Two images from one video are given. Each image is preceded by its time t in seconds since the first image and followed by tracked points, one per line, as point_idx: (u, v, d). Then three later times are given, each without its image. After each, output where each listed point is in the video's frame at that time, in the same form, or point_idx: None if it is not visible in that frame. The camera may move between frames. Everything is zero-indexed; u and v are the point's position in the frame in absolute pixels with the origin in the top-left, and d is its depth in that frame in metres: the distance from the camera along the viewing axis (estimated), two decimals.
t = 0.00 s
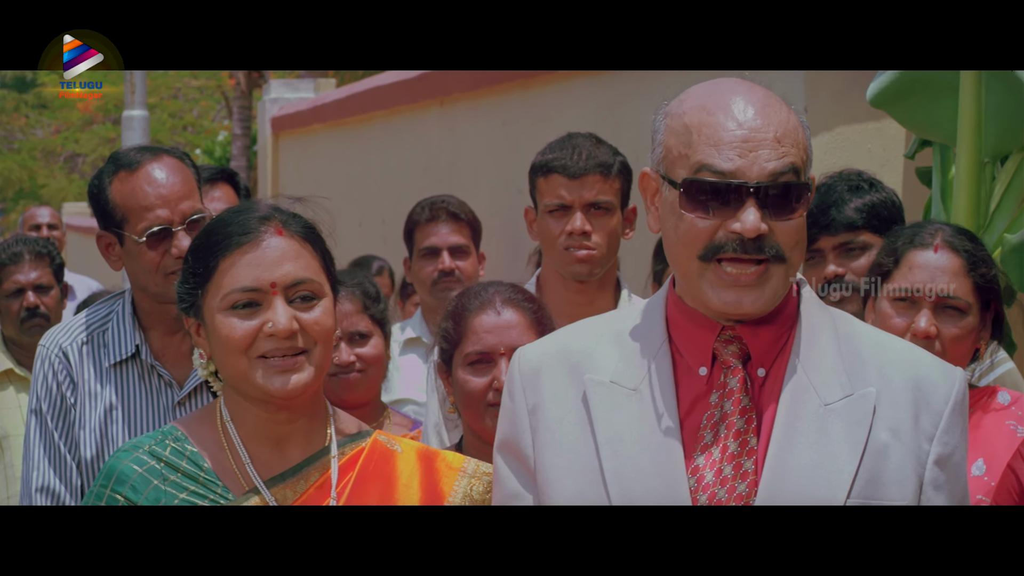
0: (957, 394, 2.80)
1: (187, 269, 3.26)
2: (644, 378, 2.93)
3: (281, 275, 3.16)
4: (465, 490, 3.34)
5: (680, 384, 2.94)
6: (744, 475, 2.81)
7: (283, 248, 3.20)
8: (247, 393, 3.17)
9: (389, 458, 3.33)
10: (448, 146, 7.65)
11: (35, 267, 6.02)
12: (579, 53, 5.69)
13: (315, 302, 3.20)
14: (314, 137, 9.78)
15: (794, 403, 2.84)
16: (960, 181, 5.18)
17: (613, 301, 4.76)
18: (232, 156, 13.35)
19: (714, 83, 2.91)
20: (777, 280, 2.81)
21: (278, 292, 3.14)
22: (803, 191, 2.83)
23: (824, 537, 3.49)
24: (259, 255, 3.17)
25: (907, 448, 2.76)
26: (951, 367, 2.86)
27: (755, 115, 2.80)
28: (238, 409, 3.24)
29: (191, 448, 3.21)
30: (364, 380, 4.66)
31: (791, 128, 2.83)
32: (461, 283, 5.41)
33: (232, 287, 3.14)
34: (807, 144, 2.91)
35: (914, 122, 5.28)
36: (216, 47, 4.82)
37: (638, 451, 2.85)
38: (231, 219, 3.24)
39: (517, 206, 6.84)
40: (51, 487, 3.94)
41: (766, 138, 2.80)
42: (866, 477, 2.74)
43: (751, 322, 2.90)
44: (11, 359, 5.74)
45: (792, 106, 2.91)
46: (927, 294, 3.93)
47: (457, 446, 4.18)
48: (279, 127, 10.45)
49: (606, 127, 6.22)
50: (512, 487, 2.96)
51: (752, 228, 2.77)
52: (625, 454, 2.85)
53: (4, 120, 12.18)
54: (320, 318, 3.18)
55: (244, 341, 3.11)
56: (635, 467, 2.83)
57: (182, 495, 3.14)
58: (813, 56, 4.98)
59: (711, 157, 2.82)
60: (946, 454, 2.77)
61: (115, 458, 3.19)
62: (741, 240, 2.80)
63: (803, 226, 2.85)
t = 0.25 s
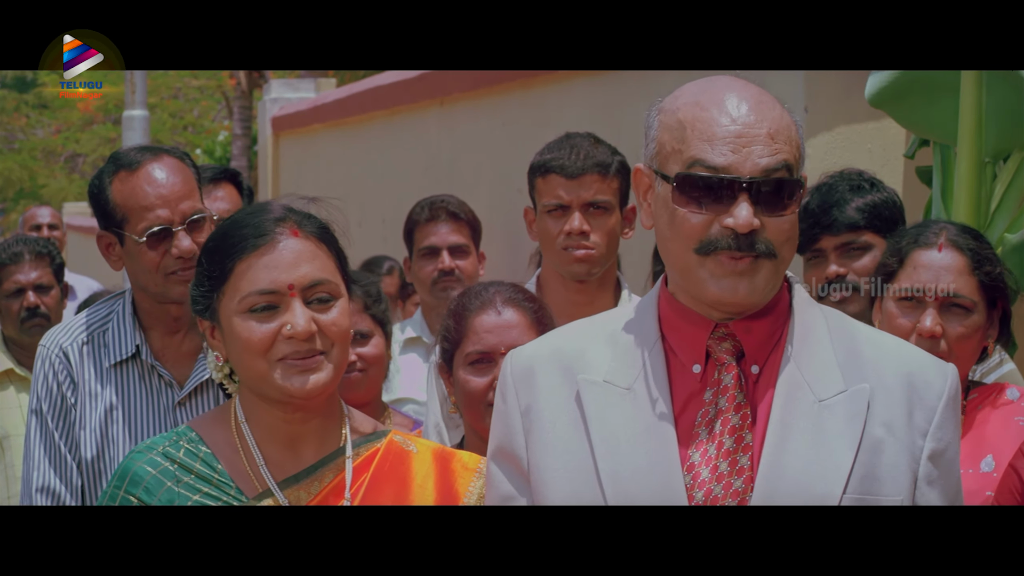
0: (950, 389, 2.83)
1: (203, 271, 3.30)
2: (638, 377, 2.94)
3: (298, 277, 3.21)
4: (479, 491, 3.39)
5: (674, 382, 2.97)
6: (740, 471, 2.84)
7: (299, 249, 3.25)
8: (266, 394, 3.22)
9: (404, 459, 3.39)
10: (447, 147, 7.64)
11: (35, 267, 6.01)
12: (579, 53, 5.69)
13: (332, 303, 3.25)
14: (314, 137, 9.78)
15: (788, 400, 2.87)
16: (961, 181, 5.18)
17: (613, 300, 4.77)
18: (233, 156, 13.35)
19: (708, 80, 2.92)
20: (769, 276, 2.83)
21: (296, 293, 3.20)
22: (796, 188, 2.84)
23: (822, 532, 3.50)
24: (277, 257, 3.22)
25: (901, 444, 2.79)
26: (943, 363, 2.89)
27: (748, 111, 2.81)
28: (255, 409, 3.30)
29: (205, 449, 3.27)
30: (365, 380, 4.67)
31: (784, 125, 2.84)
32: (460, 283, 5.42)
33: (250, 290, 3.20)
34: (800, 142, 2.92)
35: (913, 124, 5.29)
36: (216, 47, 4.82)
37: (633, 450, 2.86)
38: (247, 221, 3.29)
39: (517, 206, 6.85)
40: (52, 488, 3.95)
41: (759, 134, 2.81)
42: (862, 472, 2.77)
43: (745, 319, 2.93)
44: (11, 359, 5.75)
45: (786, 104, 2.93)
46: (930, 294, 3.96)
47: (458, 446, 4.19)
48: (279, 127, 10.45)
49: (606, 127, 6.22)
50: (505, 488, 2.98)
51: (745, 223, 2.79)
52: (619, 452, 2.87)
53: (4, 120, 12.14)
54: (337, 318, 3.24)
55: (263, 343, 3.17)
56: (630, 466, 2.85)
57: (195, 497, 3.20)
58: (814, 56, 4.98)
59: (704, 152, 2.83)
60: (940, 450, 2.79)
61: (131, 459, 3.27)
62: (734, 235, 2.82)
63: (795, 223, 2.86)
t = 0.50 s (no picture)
0: (944, 390, 2.82)
1: (216, 277, 3.32)
2: (632, 374, 2.95)
3: (315, 288, 3.25)
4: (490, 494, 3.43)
5: (667, 379, 2.97)
6: (732, 468, 2.86)
7: (315, 259, 3.27)
8: (280, 403, 3.27)
9: (418, 460, 3.42)
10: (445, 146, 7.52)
11: (34, 266, 6.00)
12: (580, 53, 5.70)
13: (348, 312, 3.30)
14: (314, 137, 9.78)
15: (782, 398, 2.87)
16: (962, 180, 5.20)
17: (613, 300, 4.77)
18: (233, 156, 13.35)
19: (709, 77, 2.95)
20: (772, 268, 2.83)
21: (312, 304, 3.24)
22: (795, 184, 2.89)
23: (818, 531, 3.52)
24: (293, 267, 3.25)
25: (893, 443, 2.79)
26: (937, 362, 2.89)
27: (753, 104, 2.84)
28: (267, 412, 3.33)
29: (217, 451, 3.29)
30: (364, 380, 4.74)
31: (785, 121, 2.89)
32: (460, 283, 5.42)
33: (266, 300, 3.23)
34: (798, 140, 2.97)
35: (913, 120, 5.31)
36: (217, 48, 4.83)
37: (626, 447, 2.87)
38: (261, 229, 3.30)
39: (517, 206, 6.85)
40: (51, 487, 3.99)
41: (763, 127, 2.84)
42: (854, 471, 2.78)
43: (740, 317, 2.94)
44: (11, 359, 5.74)
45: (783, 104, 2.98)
46: (936, 291, 4.02)
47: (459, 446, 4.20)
48: (279, 127, 10.45)
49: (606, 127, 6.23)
50: (500, 487, 2.97)
51: (750, 213, 2.81)
52: (612, 449, 2.88)
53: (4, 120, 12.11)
54: (352, 328, 3.29)
55: (279, 353, 3.22)
56: (624, 463, 2.86)
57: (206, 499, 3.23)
58: (814, 56, 4.98)
59: (709, 143, 2.86)
60: (933, 450, 2.80)
61: (143, 460, 3.29)
62: (738, 226, 2.84)
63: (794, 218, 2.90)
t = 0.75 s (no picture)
0: (939, 389, 2.82)
1: (229, 271, 3.32)
2: (629, 372, 2.95)
3: (327, 286, 3.25)
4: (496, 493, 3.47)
5: (663, 377, 2.98)
6: (727, 465, 2.85)
7: (329, 257, 3.28)
8: (286, 400, 3.26)
9: (424, 462, 3.44)
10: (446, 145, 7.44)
11: (34, 266, 6.00)
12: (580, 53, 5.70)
13: (358, 312, 3.29)
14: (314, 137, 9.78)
15: (777, 396, 2.87)
16: (962, 180, 5.17)
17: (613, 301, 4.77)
18: (232, 156, 13.35)
19: (714, 78, 2.94)
20: (764, 269, 2.83)
21: (323, 302, 3.24)
22: (793, 188, 2.87)
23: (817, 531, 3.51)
24: (306, 264, 3.26)
25: (888, 442, 2.79)
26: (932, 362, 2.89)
27: (754, 106, 2.84)
28: (273, 411, 3.32)
29: (223, 452, 3.29)
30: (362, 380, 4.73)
31: (786, 126, 2.88)
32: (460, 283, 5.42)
33: (277, 295, 3.23)
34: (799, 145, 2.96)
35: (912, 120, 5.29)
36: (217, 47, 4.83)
37: (622, 445, 2.87)
38: (277, 225, 3.31)
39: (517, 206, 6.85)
40: (50, 488, 3.97)
41: (762, 131, 2.84)
42: (849, 469, 2.77)
43: (734, 315, 2.93)
44: (10, 359, 5.74)
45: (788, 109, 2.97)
46: (945, 292, 4.03)
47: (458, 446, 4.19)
48: (279, 127, 10.45)
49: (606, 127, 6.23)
50: (498, 486, 2.98)
51: (743, 215, 2.81)
52: (608, 447, 2.87)
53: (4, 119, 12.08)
54: (362, 329, 3.28)
55: (287, 350, 3.21)
56: (619, 460, 2.85)
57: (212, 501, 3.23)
58: (814, 56, 4.98)
59: (707, 143, 2.86)
60: (929, 449, 2.79)
61: (148, 462, 3.30)
62: (730, 226, 2.84)
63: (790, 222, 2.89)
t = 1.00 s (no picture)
0: (938, 390, 2.82)
1: (232, 266, 3.32)
2: (628, 372, 2.95)
3: (330, 284, 3.25)
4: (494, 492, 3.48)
5: (661, 378, 2.98)
6: (725, 465, 2.84)
7: (333, 256, 3.28)
8: (284, 396, 3.24)
9: (423, 461, 3.45)
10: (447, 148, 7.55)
11: (34, 266, 6.01)
12: (580, 53, 5.70)
13: (360, 312, 3.29)
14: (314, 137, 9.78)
15: (776, 396, 2.87)
16: (961, 179, 5.16)
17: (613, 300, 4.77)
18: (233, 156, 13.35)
19: (718, 79, 2.95)
20: (766, 269, 2.83)
21: (326, 300, 3.23)
22: (796, 189, 2.87)
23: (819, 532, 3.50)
24: (310, 261, 3.26)
25: (887, 443, 2.79)
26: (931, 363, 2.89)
27: (757, 107, 2.84)
28: (272, 411, 3.32)
29: (222, 453, 3.29)
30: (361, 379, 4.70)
31: (789, 128, 2.88)
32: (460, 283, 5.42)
33: (280, 291, 3.23)
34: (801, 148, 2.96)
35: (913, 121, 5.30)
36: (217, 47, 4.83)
37: (620, 446, 2.86)
38: (282, 222, 3.32)
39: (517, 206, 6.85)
40: (50, 487, 3.94)
41: (765, 132, 2.84)
42: (848, 470, 2.77)
43: (734, 316, 2.94)
44: (10, 359, 5.75)
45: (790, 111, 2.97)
46: (951, 292, 4.03)
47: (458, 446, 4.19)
48: (279, 127, 10.45)
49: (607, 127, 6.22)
50: (496, 485, 2.98)
51: (745, 216, 2.80)
52: (607, 447, 2.87)
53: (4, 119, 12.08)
54: (363, 329, 3.27)
55: (288, 346, 3.20)
56: (618, 461, 2.85)
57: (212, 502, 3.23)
58: (814, 56, 4.98)
59: (710, 143, 2.85)
60: (927, 451, 2.79)
61: (147, 463, 3.29)
62: (732, 226, 2.83)
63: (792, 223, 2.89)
